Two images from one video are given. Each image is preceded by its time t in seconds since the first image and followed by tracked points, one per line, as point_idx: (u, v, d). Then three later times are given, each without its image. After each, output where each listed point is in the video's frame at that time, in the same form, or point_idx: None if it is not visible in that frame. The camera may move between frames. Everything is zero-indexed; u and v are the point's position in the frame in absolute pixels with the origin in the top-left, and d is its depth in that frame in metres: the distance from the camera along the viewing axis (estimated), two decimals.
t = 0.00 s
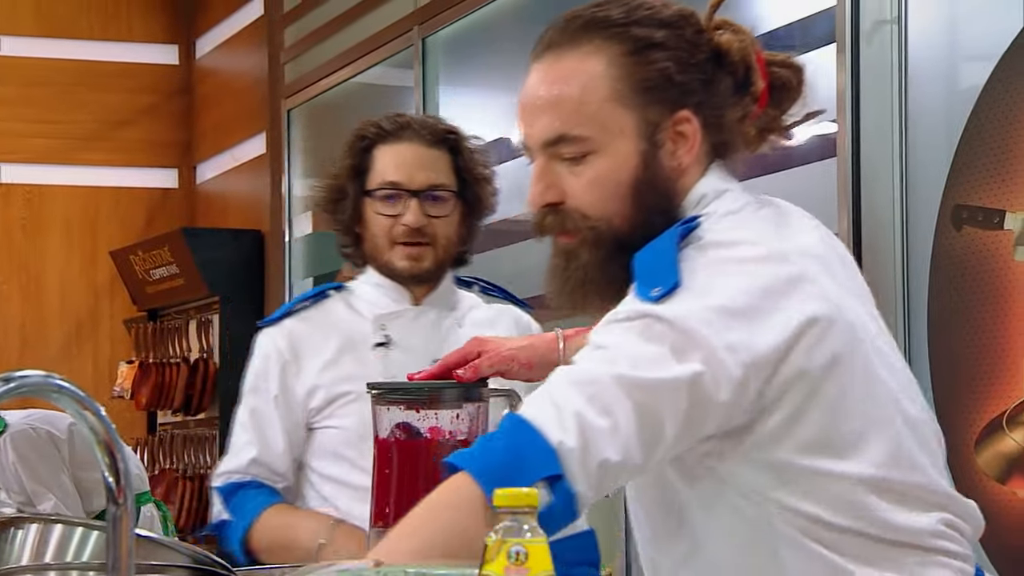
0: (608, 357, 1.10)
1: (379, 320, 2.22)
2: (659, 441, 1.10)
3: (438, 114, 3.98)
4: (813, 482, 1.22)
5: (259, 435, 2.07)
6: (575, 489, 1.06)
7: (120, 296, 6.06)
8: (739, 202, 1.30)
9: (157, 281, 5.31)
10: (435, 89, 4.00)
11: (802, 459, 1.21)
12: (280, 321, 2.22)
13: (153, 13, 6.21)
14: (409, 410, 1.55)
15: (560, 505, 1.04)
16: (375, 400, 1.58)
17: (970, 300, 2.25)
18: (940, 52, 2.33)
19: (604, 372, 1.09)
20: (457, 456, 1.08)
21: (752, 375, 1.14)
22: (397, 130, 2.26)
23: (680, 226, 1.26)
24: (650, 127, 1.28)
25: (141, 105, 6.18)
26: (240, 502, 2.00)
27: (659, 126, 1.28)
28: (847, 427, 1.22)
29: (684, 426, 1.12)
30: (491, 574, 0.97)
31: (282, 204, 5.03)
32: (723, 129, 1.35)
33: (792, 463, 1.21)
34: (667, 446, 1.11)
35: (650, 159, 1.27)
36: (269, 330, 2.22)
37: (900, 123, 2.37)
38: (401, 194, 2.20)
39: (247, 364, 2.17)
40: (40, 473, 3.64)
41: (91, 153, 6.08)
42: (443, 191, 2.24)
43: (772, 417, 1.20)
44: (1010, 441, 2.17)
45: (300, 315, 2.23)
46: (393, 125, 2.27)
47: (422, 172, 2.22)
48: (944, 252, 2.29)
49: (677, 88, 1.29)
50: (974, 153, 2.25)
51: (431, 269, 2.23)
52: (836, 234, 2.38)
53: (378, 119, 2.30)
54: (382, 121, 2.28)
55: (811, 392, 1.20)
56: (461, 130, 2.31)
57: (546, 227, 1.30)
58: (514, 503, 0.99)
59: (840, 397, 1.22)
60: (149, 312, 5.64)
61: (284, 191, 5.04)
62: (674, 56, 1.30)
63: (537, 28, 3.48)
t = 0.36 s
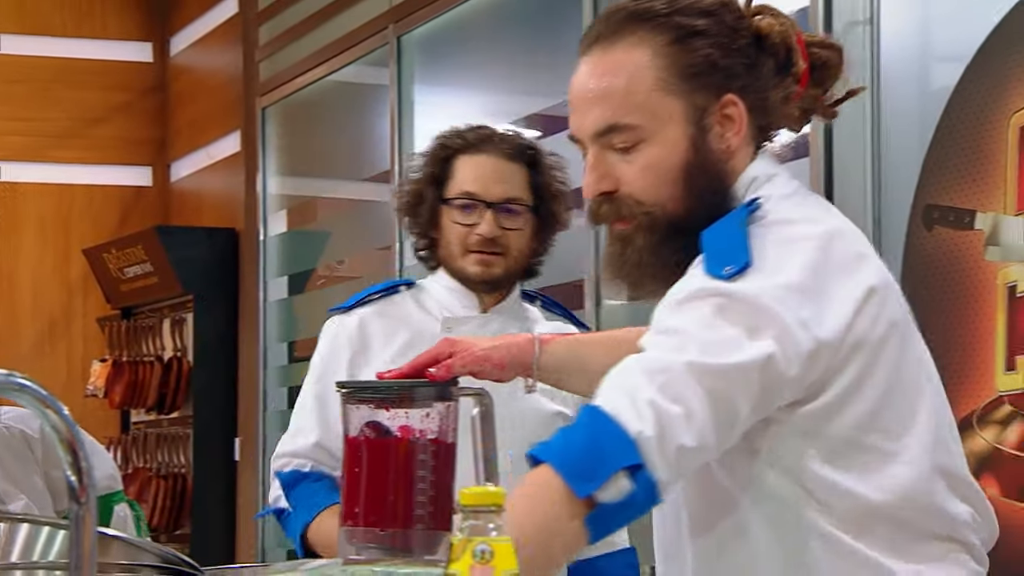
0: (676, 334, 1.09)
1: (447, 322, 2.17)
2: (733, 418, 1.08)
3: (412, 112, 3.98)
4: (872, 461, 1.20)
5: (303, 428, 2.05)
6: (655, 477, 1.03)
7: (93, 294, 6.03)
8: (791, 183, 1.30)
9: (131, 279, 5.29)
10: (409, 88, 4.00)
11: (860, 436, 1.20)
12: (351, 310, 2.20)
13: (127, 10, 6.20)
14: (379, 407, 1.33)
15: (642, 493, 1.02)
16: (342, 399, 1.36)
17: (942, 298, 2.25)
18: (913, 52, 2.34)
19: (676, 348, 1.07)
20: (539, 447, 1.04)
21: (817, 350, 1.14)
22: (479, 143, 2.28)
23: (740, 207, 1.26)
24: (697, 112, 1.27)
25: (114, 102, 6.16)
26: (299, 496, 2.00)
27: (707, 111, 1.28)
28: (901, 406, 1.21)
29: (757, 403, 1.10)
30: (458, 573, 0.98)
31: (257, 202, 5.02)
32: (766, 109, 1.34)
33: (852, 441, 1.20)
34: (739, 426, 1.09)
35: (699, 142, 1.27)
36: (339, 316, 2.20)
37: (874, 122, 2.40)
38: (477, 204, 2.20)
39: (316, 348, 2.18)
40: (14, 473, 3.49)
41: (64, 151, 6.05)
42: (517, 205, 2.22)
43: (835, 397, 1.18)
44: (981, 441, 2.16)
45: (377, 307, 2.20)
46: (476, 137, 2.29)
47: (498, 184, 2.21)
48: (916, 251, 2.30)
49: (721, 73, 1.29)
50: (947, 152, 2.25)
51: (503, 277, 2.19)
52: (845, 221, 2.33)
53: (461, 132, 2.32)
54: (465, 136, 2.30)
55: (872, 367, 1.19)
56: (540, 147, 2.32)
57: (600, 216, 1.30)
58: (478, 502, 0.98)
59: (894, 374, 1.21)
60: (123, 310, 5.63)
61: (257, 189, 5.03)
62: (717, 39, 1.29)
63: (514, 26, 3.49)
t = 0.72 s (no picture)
0: (775, 335, 1.22)
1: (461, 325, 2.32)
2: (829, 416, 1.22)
3: (383, 114, 3.97)
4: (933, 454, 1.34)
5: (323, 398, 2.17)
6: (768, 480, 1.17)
7: (61, 295, 6.01)
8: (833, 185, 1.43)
9: (98, 281, 5.27)
10: (379, 89, 4.00)
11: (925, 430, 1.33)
12: (368, 300, 2.34)
13: (94, 11, 6.17)
14: (345, 412, 1.47)
15: (758, 499, 1.16)
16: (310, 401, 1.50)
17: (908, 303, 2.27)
18: (880, 57, 2.36)
19: (778, 352, 1.21)
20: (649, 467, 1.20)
21: (892, 355, 1.28)
22: (521, 159, 2.39)
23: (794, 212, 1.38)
24: (723, 120, 1.39)
25: (81, 103, 6.13)
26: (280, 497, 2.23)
27: (732, 118, 1.39)
28: (958, 403, 1.35)
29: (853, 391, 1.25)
30: None
31: (227, 204, 5.02)
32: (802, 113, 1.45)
33: (916, 432, 1.33)
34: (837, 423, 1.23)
35: (728, 149, 1.38)
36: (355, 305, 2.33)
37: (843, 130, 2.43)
38: (513, 221, 2.32)
39: (331, 331, 2.29)
40: None
41: (30, 152, 6.00)
42: (552, 227, 2.34)
43: (906, 397, 1.32)
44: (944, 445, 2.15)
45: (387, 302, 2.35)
46: (518, 152, 2.39)
47: (536, 205, 2.33)
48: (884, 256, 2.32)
49: (744, 82, 1.40)
50: (912, 156, 2.26)
51: (526, 294, 2.33)
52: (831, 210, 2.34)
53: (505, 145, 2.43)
54: (512, 150, 2.40)
55: (936, 368, 1.33)
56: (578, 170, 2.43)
57: (645, 227, 1.45)
58: (439, 506, 1.12)
59: (951, 375, 1.35)
60: (90, 312, 5.59)
61: (227, 191, 5.02)
62: (737, 47, 1.41)
63: (482, 28, 3.50)
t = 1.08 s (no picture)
0: (828, 347, 1.25)
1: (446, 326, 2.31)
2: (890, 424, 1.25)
3: (357, 116, 3.97)
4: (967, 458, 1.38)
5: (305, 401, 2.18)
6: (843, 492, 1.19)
7: (33, 297, 5.99)
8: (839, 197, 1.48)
9: (71, 283, 5.24)
10: (353, 91, 3.99)
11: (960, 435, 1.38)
12: (351, 301, 2.34)
13: (67, 12, 6.14)
14: (319, 413, 1.49)
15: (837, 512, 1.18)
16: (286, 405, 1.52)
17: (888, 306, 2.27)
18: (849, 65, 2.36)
19: (836, 364, 1.24)
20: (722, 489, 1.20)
21: (932, 363, 1.32)
22: (505, 162, 2.39)
23: (813, 223, 1.42)
24: (712, 140, 1.42)
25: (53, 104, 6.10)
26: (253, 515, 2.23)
27: (722, 137, 1.42)
28: (985, 410, 1.40)
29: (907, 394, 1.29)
30: None
31: (200, 206, 5.00)
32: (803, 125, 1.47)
33: (954, 436, 1.37)
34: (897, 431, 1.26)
35: (719, 168, 1.42)
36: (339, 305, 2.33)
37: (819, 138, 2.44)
38: (497, 225, 2.31)
39: (314, 331, 2.29)
40: None
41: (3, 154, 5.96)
42: (536, 231, 2.34)
43: (948, 401, 1.35)
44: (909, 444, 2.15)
45: (369, 304, 2.33)
46: (503, 156, 2.39)
47: (521, 208, 2.33)
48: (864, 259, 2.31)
49: (731, 98, 1.43)
50: (885, 158, 2.27)
51: (508, 299, 2.33)
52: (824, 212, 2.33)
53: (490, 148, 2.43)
54: (497, 155, 2.39)
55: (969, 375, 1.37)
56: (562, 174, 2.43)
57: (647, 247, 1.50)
58: (407, 508, 1.13)
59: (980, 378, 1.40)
60: (62, 314, 5.56)
61: (200, 192, 5.00)
62: (723, 66, 1.43)
63: (455, 30, 3.50)
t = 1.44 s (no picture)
0: (811, 353, 1.22)
1: (431, 321, 2.24)
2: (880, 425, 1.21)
3: (348, 111, 3.96)
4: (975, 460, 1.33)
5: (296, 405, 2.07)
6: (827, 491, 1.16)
7: (24, 293, 5.98)
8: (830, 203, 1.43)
9: (62, 279, 5.22)
10: (344, 86, 3.99)
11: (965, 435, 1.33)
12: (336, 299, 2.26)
13: (57, 8, 6.13)
14: (319, 407, 1.47)
15: (817, 508, 1.14)
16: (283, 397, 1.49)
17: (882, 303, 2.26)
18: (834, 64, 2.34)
19: (819, 369, 1.21)
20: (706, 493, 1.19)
21: (928, 364, 1.28)
22: (480, 150, 2.30)
23: (803, 228, 1.38)
24: (687, 151, 1.37)
25: (44, 100, 6.09)
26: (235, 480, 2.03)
27: (697, 148, 1.37)
28: (990, 408, 1.35)
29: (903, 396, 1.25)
30: (376, 572, 1.09)
31: (191, 202, 4.99)
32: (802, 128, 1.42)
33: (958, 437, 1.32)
34: (889, 435, 1.22)
35: (695, 179, 1.37)
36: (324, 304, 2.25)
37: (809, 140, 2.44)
38: (474, 214, 2.23)
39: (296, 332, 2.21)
40: None
41: None
42: (514, 219, 2.25)
43: (947, 401, 1.31)
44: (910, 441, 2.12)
45: (353, 303, 2.25)
46: (476, 144, 2.30)
47: (498, 197, 2.24)
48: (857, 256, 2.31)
49: (707, 107, 1.38)
50: (875, 153, 2.27)
51: (489, 289, 2.24)
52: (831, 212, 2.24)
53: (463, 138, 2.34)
54: (470, 143, 2.31)
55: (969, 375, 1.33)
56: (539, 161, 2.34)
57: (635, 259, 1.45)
58: (396, 503, 1.11)
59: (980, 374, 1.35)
60: (54, 310, 5.55)
61: (192, 188, 4.99)
62: (697, 77, 1.39)
63: (446, 26, 3.49)
